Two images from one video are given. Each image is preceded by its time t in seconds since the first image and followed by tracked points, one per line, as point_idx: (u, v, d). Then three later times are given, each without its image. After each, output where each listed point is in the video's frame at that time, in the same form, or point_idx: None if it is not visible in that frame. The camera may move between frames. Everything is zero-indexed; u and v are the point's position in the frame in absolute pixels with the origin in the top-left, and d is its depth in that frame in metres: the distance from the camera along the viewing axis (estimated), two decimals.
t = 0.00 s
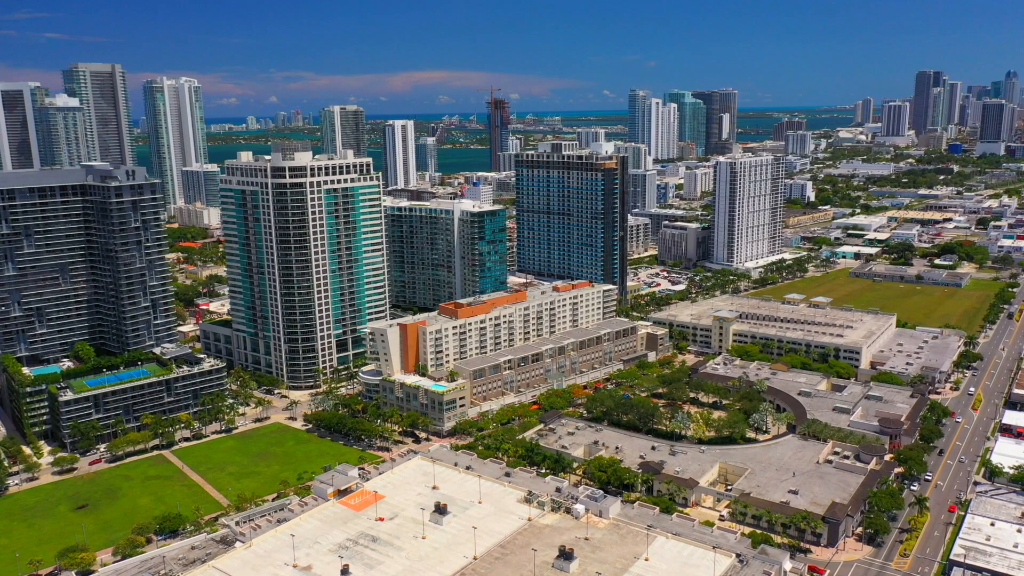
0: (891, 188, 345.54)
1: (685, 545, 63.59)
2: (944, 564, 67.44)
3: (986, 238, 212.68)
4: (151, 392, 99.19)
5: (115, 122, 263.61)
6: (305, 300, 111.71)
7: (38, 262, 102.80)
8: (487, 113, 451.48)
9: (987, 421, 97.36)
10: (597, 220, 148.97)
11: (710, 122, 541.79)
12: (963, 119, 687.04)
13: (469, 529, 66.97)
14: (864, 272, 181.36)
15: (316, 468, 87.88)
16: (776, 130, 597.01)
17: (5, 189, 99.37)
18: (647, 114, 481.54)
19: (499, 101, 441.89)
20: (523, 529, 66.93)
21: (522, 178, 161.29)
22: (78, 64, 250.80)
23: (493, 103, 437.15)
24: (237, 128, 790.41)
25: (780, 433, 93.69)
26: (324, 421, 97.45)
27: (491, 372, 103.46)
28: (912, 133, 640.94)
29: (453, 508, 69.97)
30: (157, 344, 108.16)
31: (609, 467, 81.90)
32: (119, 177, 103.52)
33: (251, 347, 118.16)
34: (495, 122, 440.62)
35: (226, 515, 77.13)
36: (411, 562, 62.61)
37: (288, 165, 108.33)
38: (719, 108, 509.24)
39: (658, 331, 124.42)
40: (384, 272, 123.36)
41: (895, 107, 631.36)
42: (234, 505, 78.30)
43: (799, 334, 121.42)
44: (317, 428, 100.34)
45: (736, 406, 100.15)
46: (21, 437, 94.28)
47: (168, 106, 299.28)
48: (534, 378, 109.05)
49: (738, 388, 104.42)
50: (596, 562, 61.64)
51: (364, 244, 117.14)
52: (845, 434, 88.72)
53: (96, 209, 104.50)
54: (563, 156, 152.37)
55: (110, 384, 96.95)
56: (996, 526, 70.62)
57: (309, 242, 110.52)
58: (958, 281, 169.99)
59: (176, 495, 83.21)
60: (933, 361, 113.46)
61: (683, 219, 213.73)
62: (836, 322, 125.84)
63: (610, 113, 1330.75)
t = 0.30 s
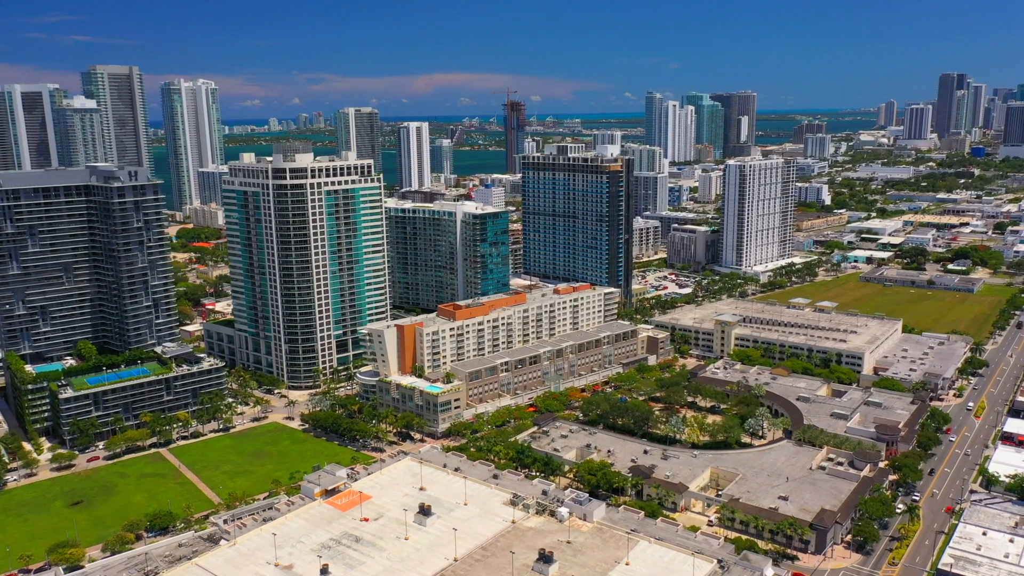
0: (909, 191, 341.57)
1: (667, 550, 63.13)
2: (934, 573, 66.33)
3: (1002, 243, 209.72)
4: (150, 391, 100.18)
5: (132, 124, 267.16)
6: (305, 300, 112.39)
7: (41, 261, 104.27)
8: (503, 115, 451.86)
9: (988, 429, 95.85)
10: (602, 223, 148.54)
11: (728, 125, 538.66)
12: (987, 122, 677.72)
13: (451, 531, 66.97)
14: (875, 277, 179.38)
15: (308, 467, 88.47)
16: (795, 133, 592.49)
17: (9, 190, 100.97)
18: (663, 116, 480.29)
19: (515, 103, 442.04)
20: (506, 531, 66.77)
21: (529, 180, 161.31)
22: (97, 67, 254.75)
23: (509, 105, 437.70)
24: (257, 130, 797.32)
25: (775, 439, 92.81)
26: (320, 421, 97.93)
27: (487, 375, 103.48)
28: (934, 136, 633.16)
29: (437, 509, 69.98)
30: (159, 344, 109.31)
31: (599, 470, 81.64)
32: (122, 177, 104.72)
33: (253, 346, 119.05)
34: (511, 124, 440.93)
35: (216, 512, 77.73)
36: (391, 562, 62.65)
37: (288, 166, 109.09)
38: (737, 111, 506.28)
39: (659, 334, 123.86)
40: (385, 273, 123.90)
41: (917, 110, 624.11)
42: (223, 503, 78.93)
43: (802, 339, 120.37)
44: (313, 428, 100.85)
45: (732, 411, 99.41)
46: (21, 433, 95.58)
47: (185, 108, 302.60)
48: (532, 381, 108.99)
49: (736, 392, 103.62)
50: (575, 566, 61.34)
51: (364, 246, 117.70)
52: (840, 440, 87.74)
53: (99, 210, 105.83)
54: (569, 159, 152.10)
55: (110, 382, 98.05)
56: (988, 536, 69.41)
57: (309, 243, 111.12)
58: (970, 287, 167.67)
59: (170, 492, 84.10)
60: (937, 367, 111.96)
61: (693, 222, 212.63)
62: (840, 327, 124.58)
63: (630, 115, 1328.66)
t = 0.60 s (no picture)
0: (923, 194, 338.50)
1: (653, 554, 62.85)
2: None
3: (1014, 248, 207.30)
4: (150, 389, 100.90)
5: (144, 125, 269.28)
6: (305, 301, 112.87)
7: (44, 260, 105.24)
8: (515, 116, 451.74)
9: (988, 435, 94.79)
10: (605, 225, 148.22)
11: (742, 126, 536.06)
12: (1005, 124, 670.39)
13: (438, 532, 66.98)
14: (883, 280, 177.83)
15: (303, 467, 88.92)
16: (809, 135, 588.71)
17: (13, 190, 102.01)
18: (676, 118, 478.76)
19: (527, 105, 442.01)
20: (493, 533, 66.66)
21: (533, 182, 161.26)
22: (110, 68, 256.98)
23: (521, 106, 437.46)
24: (272, 131, 801.61)
25: (771, 443, 92.21)
26: (316, 421, 98.29)
27: (484, 377, 103.51)
28: (951, 139, 626.87)
29: (425, 510, 70.05)
30: (159, 343, 110.18)
31: (591, 473, 81.41)
32: (124, 177, 105.57)
33: (254, 346, 119.68)
34: (523, 125, 440.57)
35: (208, 511, 78.21)
36: (376, 562, 62.75)
37: (288, 167, 109.56)
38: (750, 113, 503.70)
39: (659, 337, 123.40)
40: (386, 274, 124.22)
41: (933, 112, 618.21)
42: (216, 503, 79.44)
43: (803, 343, 119.56)
44: (310, 428, 101.25)
45: (729, 415, 98.92)
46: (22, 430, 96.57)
47: (198, 109, 304.98)
48: (529, 383, 108.93)
49: (734, 396, 103.08)
50: (559, 568, 61.15)
51: (364, 247, 118.04)
52: (836, 445, 87.02)
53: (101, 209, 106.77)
54: (573, 161, 151.90)
55: (108, 381, 98.86)
56: (981, 544, 68.59)
57: (309, 244, 111.52)
58: (979, 291, 165.84)
59: (165, 490, 84.74)
60: (939, 372, 110.79)
61: (700, 224, 211.64)
62: (843, 331, 123.61)
63: (645, 118, 1325.65)
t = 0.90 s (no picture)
0: (934, 196, 335.95)
1: (641, 556, 62.67)
2: None
3: None
4: (149, 387, 101.51)
5: (154, 124, 271.11)
6: (305, 300, 113.32)
7: (46, 258, 106.11)
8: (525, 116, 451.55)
9: (989, 439, 93.95)
10: (607, 225, 147.88)
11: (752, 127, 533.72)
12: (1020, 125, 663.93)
13: (428, 532, 67.02)
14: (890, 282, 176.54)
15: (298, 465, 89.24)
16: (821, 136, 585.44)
17: (15, 188, 102.77)
18: (686, 119, 477.37)
19: (537, 106, 441.58)
20: (482, 533, 66.61)
21: (537, 182, 161.14)
22: (120, 68, 258.81)
23: (531, 106, 437.25)
24: (284, 131, 805.07)
25: (768, 445, 91.70)
26: (313, 420, 98.63)
27: (481, 377, 103.57)
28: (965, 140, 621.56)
29: (416, 510, 70.09)
30: (160, 341, 110.87)
31: (585, 473, 81.21)
32: (126, 176, 106.24)
33: (255, 345, 120.26)
34: (532, 126, 440.07)
35: (203, 509, 78.62)
36: (364, 561, 62.84)
37: (289, 167, 110.00)
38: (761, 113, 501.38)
39: (659, 338, 123.02)
40: (386, 273, 124.56)
41: (947, 113, 613.26)
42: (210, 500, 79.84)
43: (804, 345, 118.98)
44: (307, 427, 101.60)
45: (727, 417, 98.49)
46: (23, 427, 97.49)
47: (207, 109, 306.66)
48: (528, 383, 108.92)
49: (732, 397, 102.66)
50: (547, 569, 61.08)
51: (365, 246, 118.38)
52: (833, 448, 86.47)
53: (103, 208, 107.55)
54: (576, 161, 151.75)
55: (107, 378, 99.42)
56: (975, 549, 67.99)
57: (309, 243, 111.88)
58: (986, 293, 164.37)
59: (160, 488, 85.24)
60: (941, 375, 109.84)
61: (706, 225, 210.97)
62: (844, 333, 122.85)
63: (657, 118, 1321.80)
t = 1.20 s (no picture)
0: (945, 198, 333.26)
1: (629, 559, 62.50)
2: None
3: None
4: (149, 386, 102.15)
5: (164, 125, 272.70)
6: (305, 301, 113.72)
7: (49, 257, 107.02)
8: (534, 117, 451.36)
9: (989, 444, 93.08)
10: (610, 227, 147.63)
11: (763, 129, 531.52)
12: None
13: (417, 533, 67.08)
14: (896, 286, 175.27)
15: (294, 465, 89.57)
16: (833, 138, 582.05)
17: (18, 189, 103.60)
18: (696, 120, 476.02)
19: (546, 107, 441.15)
20: (471, 535, 66.60)
21: (540, 184, 161.08)
22: (130, 69, 260.55)
23: (540, 107, 437.03)
24: (296, 133, 808.21)
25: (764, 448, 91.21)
26: (310, 420, 98.98)
27: (479, 378, 103.66)
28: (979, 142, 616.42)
29: (406, 511, 70.16)
30: (161, 340, 111.51)
31: (578, 475, 81.05)
32: (127, 176, 106.87)
33: (256, 345, 120.79)
34: (542, 127, 439.69)
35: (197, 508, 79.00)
36: (352, 561, 62.96)
37: (290, 168, 110.42)
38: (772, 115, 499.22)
39: (659, 340, 122.69)
40: (387, 274, 124.84)
41: (961, 115, 608.42)
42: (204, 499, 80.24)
43: (805, 347, 118.56)
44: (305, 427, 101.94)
45: (724, 419, 98.09)
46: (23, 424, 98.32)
47: (217, 109, 308.25)
48: (526, 384, 108.90)
49: (730, 400, 102.28)
50: (534, 570, 61.01)
51: (365, 247, 118.68)
52: (830, 452, 85.88)
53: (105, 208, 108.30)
54: (579, 163, 151.62)
55: (107, 377, 100.08)
56: (968, 554, 67.38)
57: (309, 244, 112.24)
58: (993, 297, 162.91)
59: (156, 486, 85.77)
60: (943, 379, 108.93)
61: (712, 227, 210.32)
62: (846, 336, 122.16)
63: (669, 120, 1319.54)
